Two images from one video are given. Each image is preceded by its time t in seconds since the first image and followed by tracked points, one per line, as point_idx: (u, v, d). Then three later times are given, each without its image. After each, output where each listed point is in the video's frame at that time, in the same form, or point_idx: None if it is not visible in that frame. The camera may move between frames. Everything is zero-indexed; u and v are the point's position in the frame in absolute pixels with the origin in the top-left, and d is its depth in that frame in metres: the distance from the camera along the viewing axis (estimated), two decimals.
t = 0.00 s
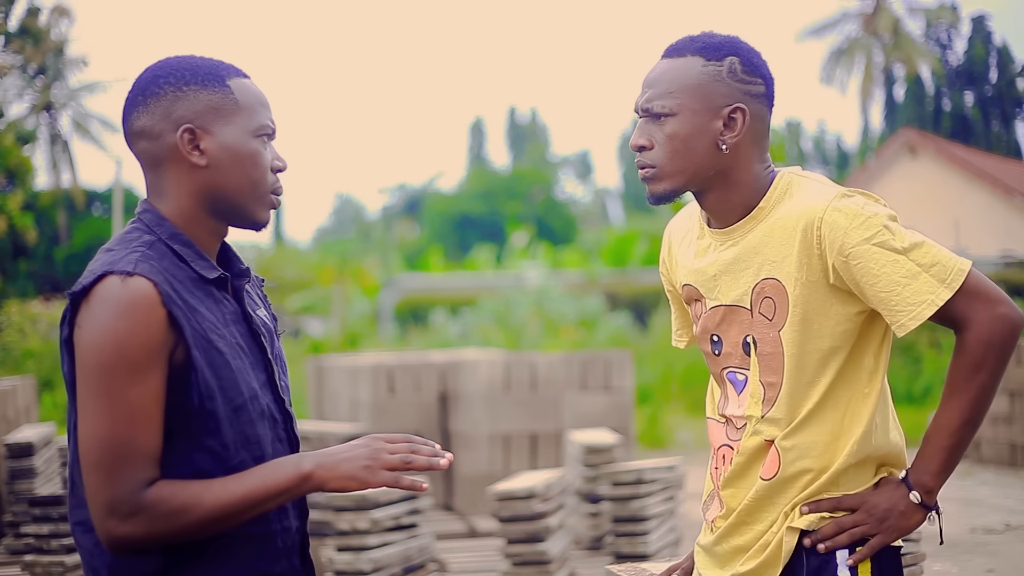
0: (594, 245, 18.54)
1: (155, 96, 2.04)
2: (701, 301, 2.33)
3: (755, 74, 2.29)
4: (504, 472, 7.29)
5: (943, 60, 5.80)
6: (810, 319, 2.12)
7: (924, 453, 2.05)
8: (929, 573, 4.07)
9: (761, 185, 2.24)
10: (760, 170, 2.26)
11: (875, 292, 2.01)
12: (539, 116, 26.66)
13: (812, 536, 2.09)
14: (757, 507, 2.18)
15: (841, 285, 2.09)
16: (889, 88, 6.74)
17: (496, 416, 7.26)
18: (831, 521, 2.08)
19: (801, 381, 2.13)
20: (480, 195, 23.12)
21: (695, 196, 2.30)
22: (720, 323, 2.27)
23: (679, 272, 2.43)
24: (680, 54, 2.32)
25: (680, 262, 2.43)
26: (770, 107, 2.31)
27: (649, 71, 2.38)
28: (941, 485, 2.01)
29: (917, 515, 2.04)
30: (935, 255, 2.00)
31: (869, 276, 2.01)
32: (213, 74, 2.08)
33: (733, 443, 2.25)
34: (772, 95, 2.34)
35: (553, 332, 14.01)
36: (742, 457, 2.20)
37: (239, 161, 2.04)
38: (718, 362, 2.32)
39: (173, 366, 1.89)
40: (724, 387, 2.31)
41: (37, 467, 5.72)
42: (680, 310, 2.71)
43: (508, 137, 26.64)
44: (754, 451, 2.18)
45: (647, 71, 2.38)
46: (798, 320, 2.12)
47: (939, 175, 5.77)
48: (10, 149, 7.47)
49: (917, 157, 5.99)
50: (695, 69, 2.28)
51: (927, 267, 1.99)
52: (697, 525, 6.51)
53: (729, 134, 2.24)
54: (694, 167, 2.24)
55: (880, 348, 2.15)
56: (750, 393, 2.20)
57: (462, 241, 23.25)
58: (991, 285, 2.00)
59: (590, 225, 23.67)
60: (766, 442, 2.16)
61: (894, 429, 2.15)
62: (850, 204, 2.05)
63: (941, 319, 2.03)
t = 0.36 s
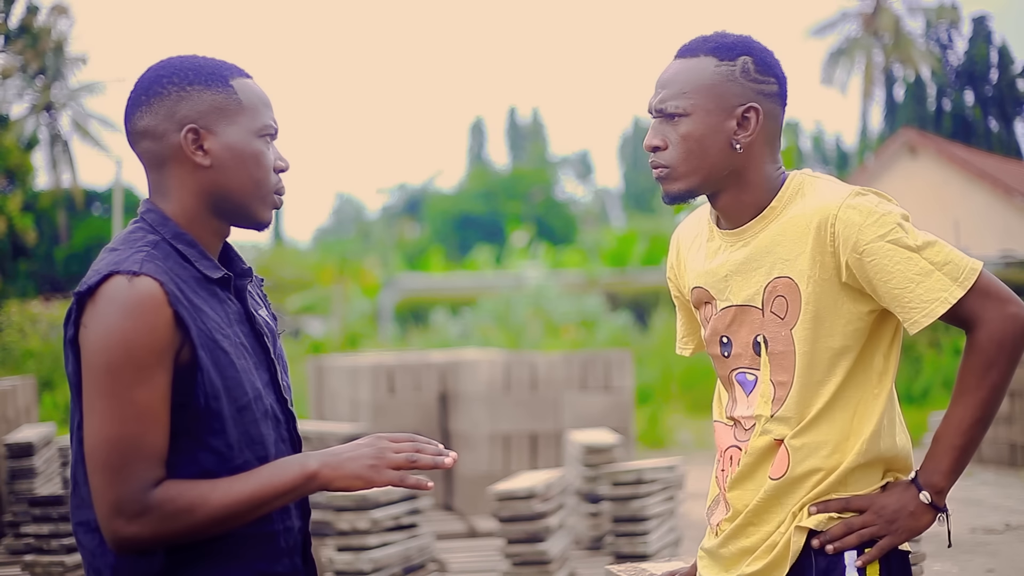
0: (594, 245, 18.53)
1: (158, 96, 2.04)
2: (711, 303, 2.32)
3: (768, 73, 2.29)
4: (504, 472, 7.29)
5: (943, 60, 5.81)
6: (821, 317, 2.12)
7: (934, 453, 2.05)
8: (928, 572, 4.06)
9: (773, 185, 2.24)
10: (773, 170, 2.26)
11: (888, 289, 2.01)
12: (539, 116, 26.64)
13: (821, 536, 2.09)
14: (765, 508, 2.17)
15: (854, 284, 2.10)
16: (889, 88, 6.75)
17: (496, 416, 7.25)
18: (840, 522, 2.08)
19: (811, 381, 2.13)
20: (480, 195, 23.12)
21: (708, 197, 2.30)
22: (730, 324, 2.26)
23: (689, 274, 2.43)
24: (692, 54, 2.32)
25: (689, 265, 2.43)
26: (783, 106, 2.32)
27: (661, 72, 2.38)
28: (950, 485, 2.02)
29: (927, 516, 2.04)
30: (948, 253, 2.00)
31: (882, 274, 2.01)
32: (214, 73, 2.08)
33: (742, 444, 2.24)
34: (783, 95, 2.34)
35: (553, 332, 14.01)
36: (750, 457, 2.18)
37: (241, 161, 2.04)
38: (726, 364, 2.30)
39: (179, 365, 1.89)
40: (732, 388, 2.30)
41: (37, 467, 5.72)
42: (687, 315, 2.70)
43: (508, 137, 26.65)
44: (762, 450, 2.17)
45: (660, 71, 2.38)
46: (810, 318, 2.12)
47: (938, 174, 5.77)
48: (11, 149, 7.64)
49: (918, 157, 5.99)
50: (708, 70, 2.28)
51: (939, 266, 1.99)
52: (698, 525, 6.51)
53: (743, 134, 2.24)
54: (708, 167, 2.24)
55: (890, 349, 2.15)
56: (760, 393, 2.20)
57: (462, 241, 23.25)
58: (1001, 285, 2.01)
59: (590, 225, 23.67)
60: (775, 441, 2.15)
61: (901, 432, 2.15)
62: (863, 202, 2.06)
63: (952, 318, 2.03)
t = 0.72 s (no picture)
0: (594, 245, 18.52)
1: (160, 95, 2.04)
2: (713, 308, 2.32)
3: (765, 75, 2.29)
4: (504, 472, 7.29)
5: (944, 60, 5.81)
6: (823, 320, 2.12)
7: (940, 453, 2.05)
8: (928, 572, 4.05)
9: (771, 187, 2.24)
10: (770, 172, 2.26)
11: (888, 290, 2.01)
12: (539, 116, 26.63)
13: (829, 537, 2.09)
14: (774, 511, 2.17)
15: (855, 286, 2.10)
16: (889, 88, 6.75)
17: (496, 416, 7.25)
18: (849, 522, 2.08)
19: (814, 385, 2.13)
20: (480, 196, 23.12)
21: (707, 200, 2.30)
22: (732, 329, 2.27)
23: (691, 280, 2.43)
24: (688, 58, 2.32)
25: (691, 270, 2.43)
26: (780, 108, 2.32)
27: (658, 75, 2.38)
28: (958, 484, 2.01)
29: (935, 516, 2.04)
30: (948, 253, 2.00)
31: (882, 276, 2.01)
32: (218, 72, 2.08)
33: (749, 449, 2.24)
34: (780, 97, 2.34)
35: (553, 332, 14.01)
36: (758, 459, 2.19)
37: (244, 159, 2.04)
38: (731, 369, 2.31)
39: (179, 364, 1.89)
40: (738, 393, 2.30)
41: (37, 467, 5.71)
42: (688, 320, 2.69)
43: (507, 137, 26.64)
44: (769, 453, 2.17)
45: (656, 75, 2.38)
46: (812, 322, 2.12)
47: (938, 175, 5.80)
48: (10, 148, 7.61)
49: (918, 157, 5.99)
50: (704, 73, 2.28)
51: (939, 266, 1.99)
52: (698, 525, 6.51)
53: (740, 136, 2.24)
54: (706, 170, 2.25)
55: (893, 349, 2.15)
56: (765, 397, 2.20)
57: (463, 241, 23.25)
58: (1001, 282, 2.01)
59: (590, 225, 23.67)
60: (781, 445, 2.15)
61: (907, 432, 2.15)
62: (862, 203, 2.06)
63: (953, 317, 2.03)
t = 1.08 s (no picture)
0: (594, 245, 18.52)
1: (161, 96, 2.04)
2: (714, 312, 2.32)
3: (769, 79, 2.29)
4: (504, 472, 7.29)
5: (943, 61, 5.81)
6: (825, 324, 2.12)
7: (946, 455, 2.05)
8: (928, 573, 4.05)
9: (771, 190, 2.24)
10: (771, 175, 2.26)
11: (889, 293, 2.01)
12: (538, 116, 26.61)
13: (835, 539, 2.08)
14: (781, 515, 2.17)
15: (856, 289, 2.10)
16: (889, 88, 6.76)
17: (496, 416, 7.26)
18: (855, 523, 2.07)
19: (818, 388, 2.13)
20: (480, 196, 23.10)
21: (705, 200, 2.30)
22: (734, 333, 2.27)
23: (692, 285, 2.42)
24: (693, 57, 2.31)
25: (693, 275, 2.43)
26: (783, 112, 2.31)
27: (661, 73, 2.37)
28: (964, 485, 2.02)
29: (941, 517, 2.04)
30: (949, 254, 2.00)
31: (883, 279, 2.01)
32: (220, 72, 2.08)
33: (755, 453, 2.25)
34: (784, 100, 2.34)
35: (553, 333, 14.01)
36: (763, 465, 2.19)
37: (247, 159, 2.04)
38: (734, 373, 2.31)
39: (181, 365, 1.89)
40: (741, 397, 2.30)
41: (37, 467, 5.71)
42: (689, 321, 2.69)
43: (506, 137, 26.62)
44: (774, 458, 2.17)
45: (659, 73, 2.38)
46: (813, 325, 2.12)
47: (939, 175, 5.80)
48: (9, 148, 7.60)
49: (917, 157, 5.99)
50: (707, 73, 2.28)
51: (941, 267, 1.99)
52: (698, 525, 6.52)
53: (741, 139, 2.24)
54: (705, 170, 2.25)
55: (896, 351, 2.15)
56: (769, 402, 2.20)
57: (463, 241, 23.24)
58: (1004, 282, 2.01)
59: (590, 225, 23.65)
60: (787, 450, 2.15)
61: (912, 431, 2.15)
62: (861, 207, 2.06)
63: (955, 318, 2.03)
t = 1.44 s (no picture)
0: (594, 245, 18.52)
1: (162, 108, 2.03)
2: (715, 315, 2.32)
3: (776, 85, 2.29)
4: (504, 472, 7.30)
5: (943, 60, 5.81)
6: (828, 326, 2.12)
7: (951, 454, 2.05)
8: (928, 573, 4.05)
9: (772, 194, 2.24)
10: (773, 179, 2.26)
11: (892, 294, 2.01)
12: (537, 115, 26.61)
13: (841, 539, 2.08)
14: (787, 516, 2.17)
15: (858, 291, 2.10)
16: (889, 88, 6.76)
17: (496, 416, 7.26)
18: (860, 523, 2.07)
19: (821, 390, 2.13)
20: (480, 195, 23.08)
21: (706, 202, 2.31)
22: (736, 336, 2.27)
23: (693, 288, 2.42)
24: (702, 58, 2.31)
25: (693, 280, 2.43)
26: (788, 118, 2.32)
27: (669, 73, 2.37)
28: (969, 485, 2.02)
29: (946, 516, 2.04)
30: (951, 254, 2.00)
31: (885, 280, 2.01)
32: (222, 80, 2.03)
33: (758, 455, 2.24)
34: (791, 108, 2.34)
35: (553, 332, 14.01)
36: (768, 466, 2.19)
37: (246, 174, 2.03)
38: (736, 375, 2.31)
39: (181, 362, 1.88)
40: (744, 399, 2.30)
41: (37, 467, 5.71)
42: (689, 324, 2.69)
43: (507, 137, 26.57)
44: (779, 461, 2.17)
45: (667, 73, 2.37)
46: (816, 326, 2.12)
47: (939, 175, 5.80)
48: (9, 148, 7.59)
49: (918, 157, 5.99)
50: (715, 75, 2.28)
51: (943, 267, 1.99)
52: (697, 525, 6.52)
53: (745, 143, 2.24)
54: (708, 172, 2.25)
55: (899, 352, 2.15)
56: (772, 404, 2.20)
57: (463, 241, 23.24)
58: (1006, 281, 2.01)
59: (591, 224, 23.64)
60: (791, 452, 2.15)
61: (916, 432, 2.15)
62: (862, 208, 2.06)
63: (958, 319, 2.03)
